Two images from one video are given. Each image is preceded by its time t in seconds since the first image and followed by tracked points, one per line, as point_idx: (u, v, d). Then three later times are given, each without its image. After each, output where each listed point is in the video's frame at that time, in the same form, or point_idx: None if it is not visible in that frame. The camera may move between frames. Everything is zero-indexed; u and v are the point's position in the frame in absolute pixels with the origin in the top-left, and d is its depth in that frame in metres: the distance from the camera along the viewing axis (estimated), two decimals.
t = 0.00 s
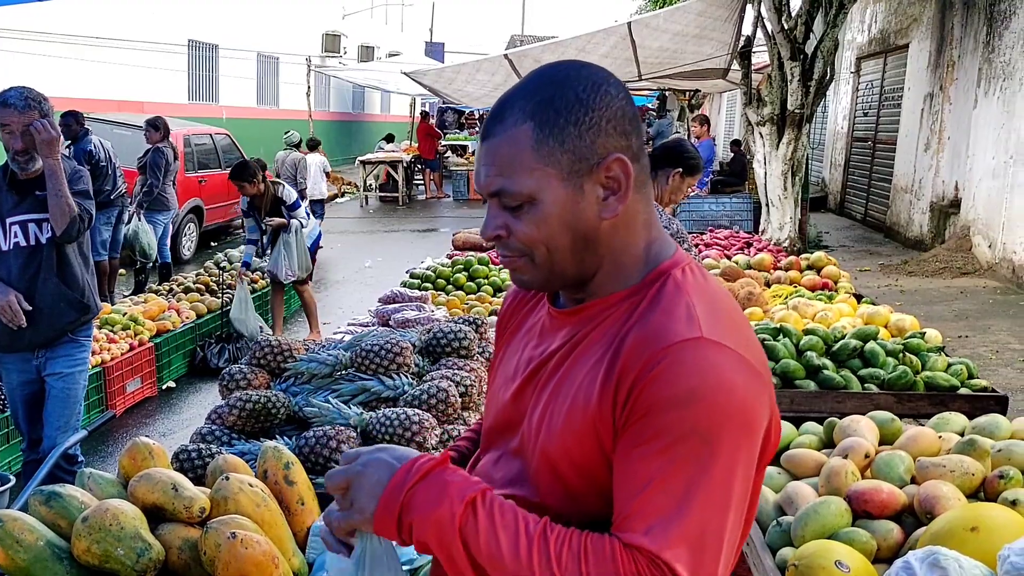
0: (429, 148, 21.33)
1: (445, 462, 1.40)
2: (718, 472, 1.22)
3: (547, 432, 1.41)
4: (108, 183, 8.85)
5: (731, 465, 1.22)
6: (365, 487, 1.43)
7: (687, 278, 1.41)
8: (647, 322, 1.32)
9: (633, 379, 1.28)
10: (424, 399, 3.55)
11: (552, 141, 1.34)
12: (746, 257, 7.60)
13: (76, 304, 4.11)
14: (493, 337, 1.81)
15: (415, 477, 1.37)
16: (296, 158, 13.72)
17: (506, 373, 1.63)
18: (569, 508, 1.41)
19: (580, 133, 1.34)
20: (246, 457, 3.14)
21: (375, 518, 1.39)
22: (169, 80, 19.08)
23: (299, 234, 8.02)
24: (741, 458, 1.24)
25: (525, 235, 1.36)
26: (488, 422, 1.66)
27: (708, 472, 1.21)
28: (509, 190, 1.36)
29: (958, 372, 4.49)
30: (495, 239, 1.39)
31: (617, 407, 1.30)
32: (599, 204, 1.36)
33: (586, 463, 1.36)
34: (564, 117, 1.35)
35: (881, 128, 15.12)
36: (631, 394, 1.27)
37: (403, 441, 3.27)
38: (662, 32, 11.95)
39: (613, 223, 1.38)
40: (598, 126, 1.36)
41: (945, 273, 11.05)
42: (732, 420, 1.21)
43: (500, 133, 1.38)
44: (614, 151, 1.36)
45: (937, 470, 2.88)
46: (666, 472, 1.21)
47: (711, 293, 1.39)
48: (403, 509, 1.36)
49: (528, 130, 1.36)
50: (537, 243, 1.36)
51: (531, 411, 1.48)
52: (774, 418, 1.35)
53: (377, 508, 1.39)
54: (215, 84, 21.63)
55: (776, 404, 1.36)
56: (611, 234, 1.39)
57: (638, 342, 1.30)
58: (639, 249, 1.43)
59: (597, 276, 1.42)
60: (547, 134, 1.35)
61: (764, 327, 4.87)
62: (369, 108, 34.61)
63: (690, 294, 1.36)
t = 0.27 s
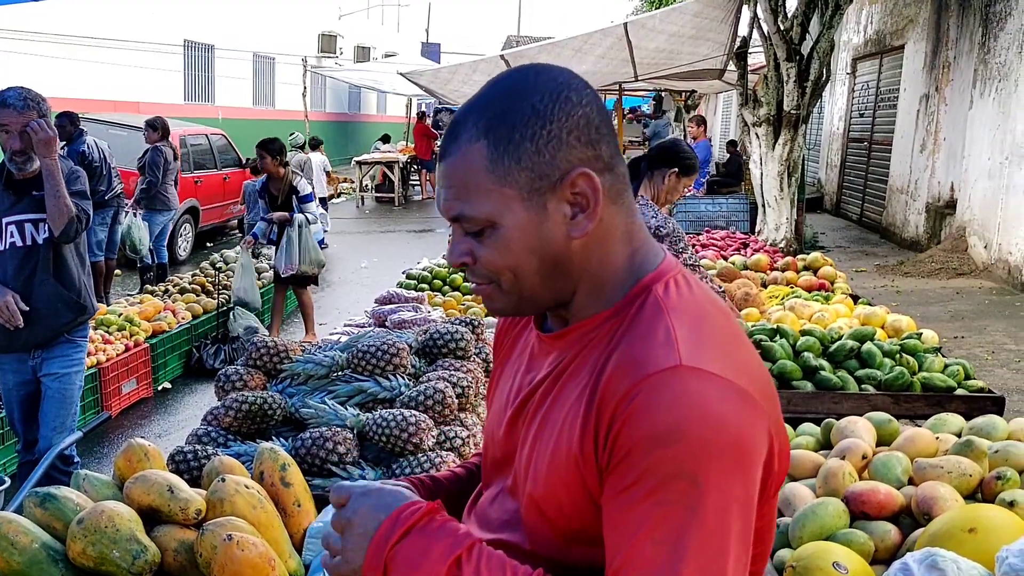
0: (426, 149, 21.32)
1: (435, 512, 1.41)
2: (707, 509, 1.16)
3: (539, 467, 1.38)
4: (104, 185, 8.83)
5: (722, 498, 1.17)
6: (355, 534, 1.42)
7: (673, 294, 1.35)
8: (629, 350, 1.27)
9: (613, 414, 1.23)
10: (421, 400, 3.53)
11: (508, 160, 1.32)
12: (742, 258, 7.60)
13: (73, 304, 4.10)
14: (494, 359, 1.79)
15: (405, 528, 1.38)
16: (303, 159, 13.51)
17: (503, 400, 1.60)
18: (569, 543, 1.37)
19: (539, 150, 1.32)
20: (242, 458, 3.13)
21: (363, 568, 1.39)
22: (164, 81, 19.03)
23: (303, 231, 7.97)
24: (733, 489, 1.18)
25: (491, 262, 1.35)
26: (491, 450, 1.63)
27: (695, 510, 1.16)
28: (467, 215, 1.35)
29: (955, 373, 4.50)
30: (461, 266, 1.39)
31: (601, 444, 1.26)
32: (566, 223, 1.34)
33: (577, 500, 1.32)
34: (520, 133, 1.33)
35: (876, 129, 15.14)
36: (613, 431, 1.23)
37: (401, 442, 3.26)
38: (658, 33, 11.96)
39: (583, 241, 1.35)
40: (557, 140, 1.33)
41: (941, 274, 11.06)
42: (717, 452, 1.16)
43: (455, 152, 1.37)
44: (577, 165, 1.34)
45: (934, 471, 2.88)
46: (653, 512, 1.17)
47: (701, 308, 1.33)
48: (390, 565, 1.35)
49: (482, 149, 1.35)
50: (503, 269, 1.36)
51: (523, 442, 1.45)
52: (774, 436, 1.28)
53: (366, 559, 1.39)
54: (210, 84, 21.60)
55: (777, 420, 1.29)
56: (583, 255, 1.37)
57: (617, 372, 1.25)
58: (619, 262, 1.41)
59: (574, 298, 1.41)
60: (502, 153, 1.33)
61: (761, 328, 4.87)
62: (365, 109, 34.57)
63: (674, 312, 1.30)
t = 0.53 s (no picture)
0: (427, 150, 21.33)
1: (406, 497, 1.42)
2: (679, 521, 1.13)
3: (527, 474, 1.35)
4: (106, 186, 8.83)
5: (695, 510, 1.13)
6: (330, 508, 1.45)
7: (664, 297, 1.30)
8: (612, 356, 1.24)
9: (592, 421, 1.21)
10: (425, 402, 3.52)
11: (491, 162, 1.27)
12: (744, 259, 7.59)
13: (77, 306, 4.10)
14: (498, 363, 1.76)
15: (375, 511, 1.39)
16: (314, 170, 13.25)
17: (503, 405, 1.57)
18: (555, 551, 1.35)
19: (522, 151, 1.27)
20: (246, 459, 3.12)
21: (337, 541, 1.42)
22: (165, 82, 19.04)
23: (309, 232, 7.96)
24: (711, 502, 1.14)
25: (479, 269, 1.31)
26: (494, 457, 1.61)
27: (666, 520, 1.13)
28: (453, 219, 1.31)
29: (958, 375, 4.49)
30: (449, 272, 1.34)
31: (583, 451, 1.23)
32: (554, 225, 1.28)
33: (562, 507, 1.30)
34: (502, 134, 1.28)
35: (877, 129, 15.14)
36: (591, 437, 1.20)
37: (403, 443, 3.25)
38: (660, 34, 11.95)
39: (571, 243, 1.30)
40: (540, 140, 1.28)
41: (943, 274, 11.05)
42: (694, 462, 1.12)
43: (439, 155, 1.32)
44: (564, 165, 1.28)
45: (939, 473, 2.87)
46: (623, 521, 1.14)
47: (693, 313, 1.28)
48: (356, 548, 1.38)
49: (465, 151, 1.30)
50: (491, 275, 1.31)
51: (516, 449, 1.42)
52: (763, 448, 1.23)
53: (339, 534, 1.43)
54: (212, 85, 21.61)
55: (767, 432, 1.25)
56: (573, 257, 1.32)
57: (601, 377, 1.22)
58: (612, 262, 1.36)
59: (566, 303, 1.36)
60: (485, 155, 1.28)
61: (764, 329, 4.85)
62: (366, 110, 34.59)
63: (661, 317, 1.26)
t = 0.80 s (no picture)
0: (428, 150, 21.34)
1: (410, 455, 1.28)
2: (693, 469, 1.14)
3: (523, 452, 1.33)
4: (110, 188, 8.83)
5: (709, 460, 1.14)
6: (322, 466, 1.30)
7: (652, 270, 1.32)
8: (618, 320, 1.25)
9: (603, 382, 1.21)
10: (429, 403, 3.50)
11: (474, 149, 1.26)
12: (747, 260, 7.57)
13: (89, 305, 4.11)
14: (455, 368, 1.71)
15: (373, 471, 1.24)
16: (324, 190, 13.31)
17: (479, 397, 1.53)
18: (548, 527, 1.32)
19: (504, 138, 1.27)
20: (249, 460, 3.10)
21: (329, 506, 1.28)
22: (167, 82, 19.04)
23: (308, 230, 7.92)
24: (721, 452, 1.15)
25: (462, 253, 1.28)
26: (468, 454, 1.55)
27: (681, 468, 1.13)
28: (436, 205, 1.28)
29: (964, 375, 4.46)
30: (433, 259, 1.31)
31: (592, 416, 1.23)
32: (534, 211, 1.28)
33: (562, 479, 1.27)
34: (487, 123, 1.27)
35: (880, 130, 15.12)
36: (603, 398, 1.20)
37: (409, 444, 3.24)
38: (662, 34, 11.93)
39: (552, 228, 1.29)
40: (524, 128, 1.28)
41: (945, 275, 11.04)
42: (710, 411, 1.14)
43: (422, 147, 1.31)
44: (545, 153, 1.28)
45: (947, 475, 2.85)
46: (640, 473, 1.13)
47: (686, 285, 1.31)
48: (354, 511, 1.24)
49: (449, 141, 1.29)
50: (475, 260, 1.29)
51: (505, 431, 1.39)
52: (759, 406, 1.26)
53: (331, 495, 1.28)
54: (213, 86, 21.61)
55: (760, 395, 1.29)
56: (555, 241, 1.31)
57: (608, 342, 1.23)
58: (594, 247, 1.36)
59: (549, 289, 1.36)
60: (469, 143, 1.27)
61: (769, 330, 4.84)
62: (367, 111, 34.61)
63: (659, 286, 1.28)
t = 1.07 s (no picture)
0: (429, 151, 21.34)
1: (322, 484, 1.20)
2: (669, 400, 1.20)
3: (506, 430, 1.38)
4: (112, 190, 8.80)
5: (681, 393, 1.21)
6: (227, 518, 1.19)
7: (610, 256, 1.43)
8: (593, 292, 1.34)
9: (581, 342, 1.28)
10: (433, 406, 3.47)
11: (433, 158, 1.32)
12: (750, 261, 7.55)
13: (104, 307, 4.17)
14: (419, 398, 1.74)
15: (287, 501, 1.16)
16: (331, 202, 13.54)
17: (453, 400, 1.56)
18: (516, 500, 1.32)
19: (460, 146, 1.32)
20: (253, 464, 3.08)
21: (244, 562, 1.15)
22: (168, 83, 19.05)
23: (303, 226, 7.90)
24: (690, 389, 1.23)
25: (426, 256, 1.34)
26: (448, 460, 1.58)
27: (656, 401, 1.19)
28: (400, 212, 1.33)
29: (969, 378, 4.43)
30: (398, 264, 1.37)
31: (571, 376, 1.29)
32: (491, 214, 1.35)
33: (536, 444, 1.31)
34: (444, 133, 1.33)
35: (882, 131, 15.10)
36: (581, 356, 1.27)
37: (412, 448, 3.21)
38: (663, 35, 11.92)
39: (508, 229, 1.36)
40: (478, 135, 1.33)
41: (948, 276, 11.02)
42: (680, 357, 1.22)
43: (384, 159, 1.36)
44: (498, 158, 1.34)
45: (955, 479, 2.84)
46: (612, 409, 1.18)
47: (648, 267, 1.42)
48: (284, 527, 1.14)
49: (410, 151, 1.34)
50: (437, 262, 1.35)
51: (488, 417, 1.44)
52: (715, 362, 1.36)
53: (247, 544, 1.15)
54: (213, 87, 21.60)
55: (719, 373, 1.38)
56: (514, 239, 1.39)
57: (583, 312, 1.31)
58: (548, 243, 1.44)
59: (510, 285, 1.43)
60: (428, 153, 1.32)
61: (773, 332, 4.83)
62: (368, 112, 34.62)
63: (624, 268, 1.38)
